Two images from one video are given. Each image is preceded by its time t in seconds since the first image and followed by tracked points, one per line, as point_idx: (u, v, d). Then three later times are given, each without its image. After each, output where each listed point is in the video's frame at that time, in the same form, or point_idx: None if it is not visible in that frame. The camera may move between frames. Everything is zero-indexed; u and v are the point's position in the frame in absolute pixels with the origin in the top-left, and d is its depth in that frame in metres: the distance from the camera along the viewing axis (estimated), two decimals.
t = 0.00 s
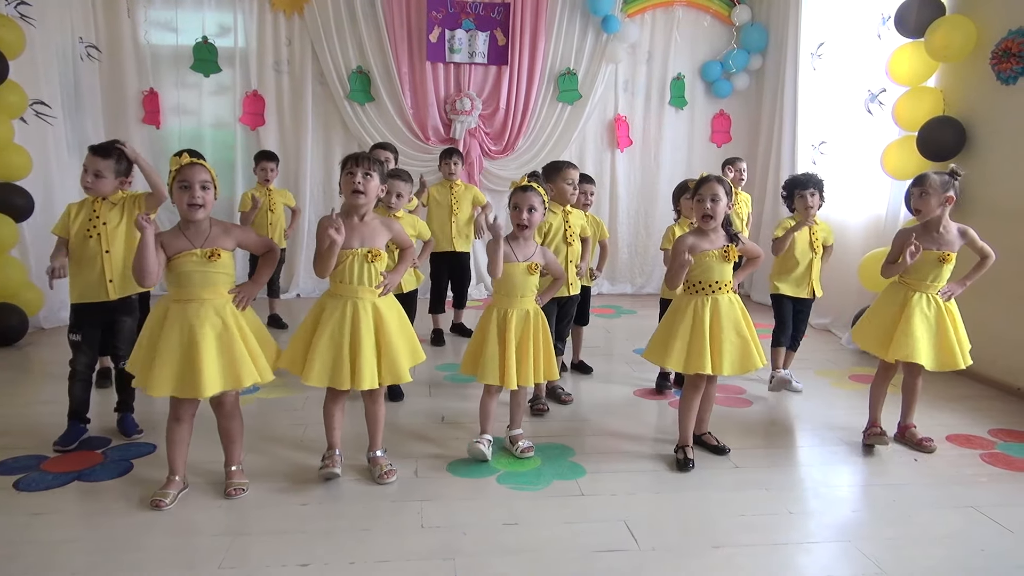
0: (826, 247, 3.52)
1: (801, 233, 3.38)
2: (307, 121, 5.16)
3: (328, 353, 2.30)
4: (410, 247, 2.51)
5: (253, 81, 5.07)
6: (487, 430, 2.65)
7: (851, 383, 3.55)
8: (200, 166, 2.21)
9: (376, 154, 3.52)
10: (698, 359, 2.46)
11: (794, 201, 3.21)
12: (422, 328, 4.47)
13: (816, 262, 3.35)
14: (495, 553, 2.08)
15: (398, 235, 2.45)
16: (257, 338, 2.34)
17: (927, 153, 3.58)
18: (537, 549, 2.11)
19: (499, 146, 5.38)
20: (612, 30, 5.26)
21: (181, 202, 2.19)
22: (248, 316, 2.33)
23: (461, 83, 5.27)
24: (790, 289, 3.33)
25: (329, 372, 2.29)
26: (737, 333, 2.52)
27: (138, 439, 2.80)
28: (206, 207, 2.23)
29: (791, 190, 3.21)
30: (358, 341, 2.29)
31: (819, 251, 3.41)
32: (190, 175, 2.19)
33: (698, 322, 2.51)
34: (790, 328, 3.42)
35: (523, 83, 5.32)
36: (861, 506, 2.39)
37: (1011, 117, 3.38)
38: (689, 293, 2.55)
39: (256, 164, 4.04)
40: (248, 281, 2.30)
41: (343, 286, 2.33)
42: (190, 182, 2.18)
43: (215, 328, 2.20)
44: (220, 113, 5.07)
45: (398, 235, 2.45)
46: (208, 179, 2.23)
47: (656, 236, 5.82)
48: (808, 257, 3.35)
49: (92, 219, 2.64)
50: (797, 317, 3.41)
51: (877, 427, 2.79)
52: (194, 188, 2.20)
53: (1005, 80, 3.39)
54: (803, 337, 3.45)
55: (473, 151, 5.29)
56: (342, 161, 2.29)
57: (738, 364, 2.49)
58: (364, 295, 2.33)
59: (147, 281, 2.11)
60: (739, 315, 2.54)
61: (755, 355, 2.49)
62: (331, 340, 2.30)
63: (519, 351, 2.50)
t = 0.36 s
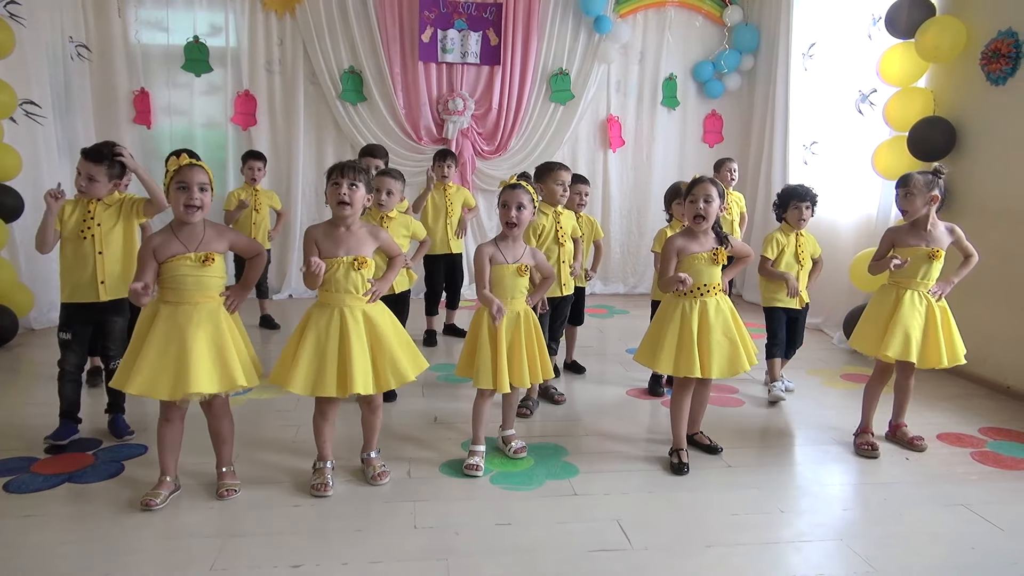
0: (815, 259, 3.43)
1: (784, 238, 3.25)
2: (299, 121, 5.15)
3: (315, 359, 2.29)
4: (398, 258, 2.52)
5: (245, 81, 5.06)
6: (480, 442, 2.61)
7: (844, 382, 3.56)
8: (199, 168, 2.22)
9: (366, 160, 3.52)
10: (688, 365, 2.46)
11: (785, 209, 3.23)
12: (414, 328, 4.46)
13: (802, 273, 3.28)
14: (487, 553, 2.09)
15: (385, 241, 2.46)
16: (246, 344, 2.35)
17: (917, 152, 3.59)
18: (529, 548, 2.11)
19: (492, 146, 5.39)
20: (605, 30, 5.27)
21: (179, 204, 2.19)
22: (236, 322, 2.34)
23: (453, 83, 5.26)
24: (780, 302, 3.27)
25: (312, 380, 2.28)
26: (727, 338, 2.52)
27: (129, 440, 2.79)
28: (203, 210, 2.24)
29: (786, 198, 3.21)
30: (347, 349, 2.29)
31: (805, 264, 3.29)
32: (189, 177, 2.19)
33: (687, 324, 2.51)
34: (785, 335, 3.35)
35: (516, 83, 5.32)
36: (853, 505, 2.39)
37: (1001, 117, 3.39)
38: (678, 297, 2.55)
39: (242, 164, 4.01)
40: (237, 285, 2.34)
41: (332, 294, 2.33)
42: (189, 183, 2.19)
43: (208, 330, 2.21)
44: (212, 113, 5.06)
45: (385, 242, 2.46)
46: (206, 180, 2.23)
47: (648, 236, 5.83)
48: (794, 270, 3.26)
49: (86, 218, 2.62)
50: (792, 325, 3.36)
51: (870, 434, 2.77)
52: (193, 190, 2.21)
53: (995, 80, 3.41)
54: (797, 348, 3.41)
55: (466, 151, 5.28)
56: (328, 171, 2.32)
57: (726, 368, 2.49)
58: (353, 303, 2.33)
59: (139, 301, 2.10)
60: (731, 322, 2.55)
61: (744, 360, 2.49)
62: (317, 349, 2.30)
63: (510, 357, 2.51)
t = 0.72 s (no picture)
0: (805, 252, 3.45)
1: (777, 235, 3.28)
2: (289, 120, 5.13)
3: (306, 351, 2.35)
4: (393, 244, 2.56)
5: (234, 81, 5.04)
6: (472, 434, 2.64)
7: (834, 381, 3.57)
8: (184, 170, 2.21)
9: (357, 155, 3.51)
10: (660, 361, 2.49)
11: (777, 202, 3.20)
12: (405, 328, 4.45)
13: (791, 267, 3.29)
14: (479, 553, 2.08)
15: (379, 232, 2.50)
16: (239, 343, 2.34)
17: (906, 152, 3.61)
18: (521, 548, 2.11)
19: (483, 146, 5.38)
20: (595, 30, 5.28)
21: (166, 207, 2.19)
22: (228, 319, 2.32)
23: (444, 83, 5.26)
24: (773, 298, 3.27)
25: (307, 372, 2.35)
26: (707, 336, 2.52)
27: (118, 441, 2.77)
28: (190, 211, 2.23)
29: (778, 192, 3.16)
30: (338, 341, 2.35)
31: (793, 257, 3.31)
32: (175, 179, 2.18)
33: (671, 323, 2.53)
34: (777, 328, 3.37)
35: (507, 82, 5.31)
36: (842, 503, 2.41)
37: (988, 117, 3.42)
38: (667, 295, 2.57)
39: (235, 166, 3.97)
40: (228, 283, 2.31)
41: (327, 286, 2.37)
42: (175, 186, 2.18)
43: (197, 330, 2.20)
44: (201, 113, 5.03)
45: (379, 233, 2.50)
46: (192, 183, 2.22)
47: (639, 235, 5.84)
48: (784, 265, 3.28)
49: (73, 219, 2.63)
50: (783, 319, 3.39)
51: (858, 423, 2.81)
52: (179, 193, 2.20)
53: (983, 81, 3.43)
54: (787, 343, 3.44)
55: (457, 151, 5.28)
56: (316, 160, 2.34)
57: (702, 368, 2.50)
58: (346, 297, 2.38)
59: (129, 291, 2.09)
60: (713, 319, 2.55)
61: (720, 363, 2.50)
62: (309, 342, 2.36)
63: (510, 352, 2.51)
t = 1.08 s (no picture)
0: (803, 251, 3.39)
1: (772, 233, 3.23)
2: (275, 116, 5.07)
3: (296, 357, 2.34)
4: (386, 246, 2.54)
5: (218, 77, 4.98)
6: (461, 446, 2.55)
7: (828, 382, 3.54)
8: (174, 168, 2.15)
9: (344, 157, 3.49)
10: (671, 361, 2.42)
11: (776, 202, 3.19)
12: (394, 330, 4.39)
13: (790, 266, 3.22)
14: (469, 557, 2.04)
15: (369, 235, 2.49)
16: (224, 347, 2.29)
17: (899, 149, 3.59)
18: (511, 552, 2.07)
19: (472, 143, 5.34)
20: (586, 26, 5.25)
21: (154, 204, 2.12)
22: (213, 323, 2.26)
23: (432, 79, 5.21)
24: (772, 294, 3.22)
25: (285, 376, 2.34)
26: (713, 331, 2.50)
27: (99, 446, 2.71)
28: (178, 210, 2.17)
29: (775, 191, 3.15)
30: (331, 345, 2.33)
31: (792, 256, 3.24)
32: (164, 177, 2.12)
33: (672, 322, 2.48)
34: (775, 331, 3.32)
35: (496, 79, 5.27)
36: (837, 505, 2.38)
37: (982, 114, 3.40)
38: (665, 295, 2.52)
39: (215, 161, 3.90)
40: (213, 286, 2.27)
41: (315, 293, 2.38)
42: (164, 184, 2.12)
43: (179, 332, 2.14)
44: (184, 109, 4.97)
45: (370, 236, 2.49)
46: (181, 181, 2.17)
47: (631, 234, 5.81)
48: (782, 263, 3.22)
49: (51, 219, 2.58)
50: (782, 320, 3.32)
51: (854, 430, 2.76)
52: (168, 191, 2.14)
53: (976, 78, 3.42)
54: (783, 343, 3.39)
55: (446, 148, 5.23)
56: (300, 168, 2.36)
57: (717, 363, 2.46)
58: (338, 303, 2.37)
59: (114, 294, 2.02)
60: (715, 314, 2.53)
61: (735, 353, 2.46)
62: (298, 347, 2.35)
63: (496, 352, 2.47)
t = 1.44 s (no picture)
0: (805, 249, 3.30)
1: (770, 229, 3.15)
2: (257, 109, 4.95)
3: (283, 356, 2.24)
4: (376, 240, 2.43)
5: (195, 69, 4.85)
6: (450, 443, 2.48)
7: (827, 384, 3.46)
8: (144, 165, 2.05)
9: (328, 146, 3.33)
10: (654, 366, 2.36)
11: (773, 200, 3.08)
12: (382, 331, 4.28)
13: (785, 264, 3.15)
14: (457, 568, 1.95)
15: (361, 229, 2.38)
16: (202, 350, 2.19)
17: (900, 145, 3.52)
18: (501, 563, 1.98)
19: (460, 138, 5.24)
20: (578, 17, 5.16)
21: (124, 203, 2.02)
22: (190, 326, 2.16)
23: (419, 72, 5.11)
24: (761, 294, 3.15)
25: (279, 376, 2.23)
26: (698, 337, 2.41)
27: (71, 453, 2.60)
28: (150, 209, 2.07)
29: (771, 190, 3.05)
30: (319, 345, 2.24)
31: (791, 253, 3.17)
32: (134, 175, 2.02)
33: (658, 324, 2.41)
34: (772, 332, 3.24)
35: (485, 71, 5.18)
36: (837, 510, 2.30)
37: (984, 108, 3.34)
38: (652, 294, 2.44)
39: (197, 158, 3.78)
40: (190, 286, 2.14)
41: (307, 288, 2.27)
42: (134, 182, 2.02)
43: (155, 337, 2.04)
44: (159, 102, 4.83)
45: (362, 230, 2.38)
46: (153, 178, 2.06)
47: (624, 231, 5.73)
48: (779, 261, 3.14)
49: (24, 216, 2.46)
50: (779, 319, 3.24)
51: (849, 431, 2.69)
52: (138, 189, 2.03)
53: (978, 70, 3.36)
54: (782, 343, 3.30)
55: (432, 143, 5.14)
56: (289, 159, 2.26)
57: (696, 370, 2.38)
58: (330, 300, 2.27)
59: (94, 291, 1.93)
60: (701, 319, 2.44)
61: (714, 365, 2.38)
62: (286, 346, 2.24)
63: (483, 354, 2.39)
